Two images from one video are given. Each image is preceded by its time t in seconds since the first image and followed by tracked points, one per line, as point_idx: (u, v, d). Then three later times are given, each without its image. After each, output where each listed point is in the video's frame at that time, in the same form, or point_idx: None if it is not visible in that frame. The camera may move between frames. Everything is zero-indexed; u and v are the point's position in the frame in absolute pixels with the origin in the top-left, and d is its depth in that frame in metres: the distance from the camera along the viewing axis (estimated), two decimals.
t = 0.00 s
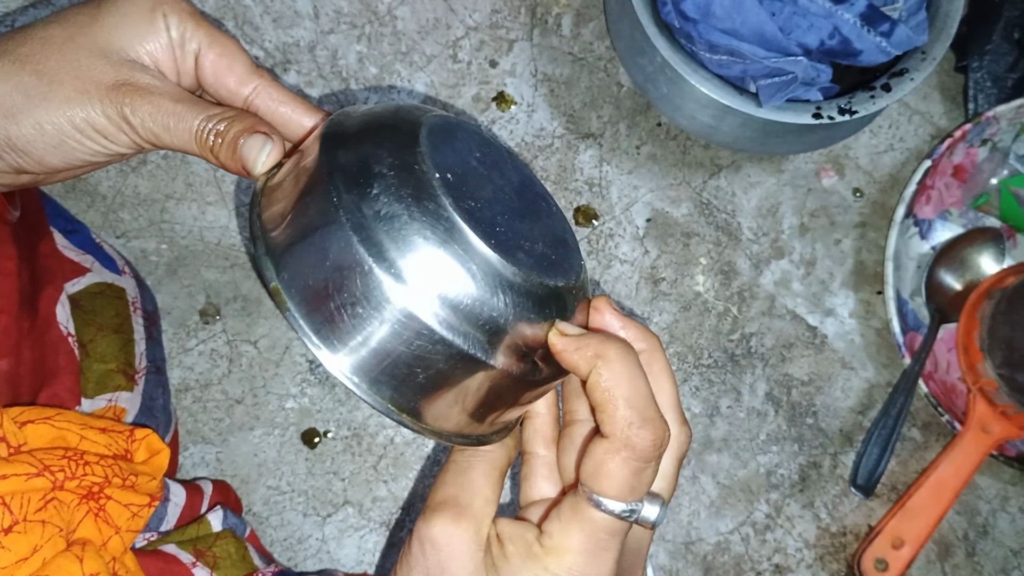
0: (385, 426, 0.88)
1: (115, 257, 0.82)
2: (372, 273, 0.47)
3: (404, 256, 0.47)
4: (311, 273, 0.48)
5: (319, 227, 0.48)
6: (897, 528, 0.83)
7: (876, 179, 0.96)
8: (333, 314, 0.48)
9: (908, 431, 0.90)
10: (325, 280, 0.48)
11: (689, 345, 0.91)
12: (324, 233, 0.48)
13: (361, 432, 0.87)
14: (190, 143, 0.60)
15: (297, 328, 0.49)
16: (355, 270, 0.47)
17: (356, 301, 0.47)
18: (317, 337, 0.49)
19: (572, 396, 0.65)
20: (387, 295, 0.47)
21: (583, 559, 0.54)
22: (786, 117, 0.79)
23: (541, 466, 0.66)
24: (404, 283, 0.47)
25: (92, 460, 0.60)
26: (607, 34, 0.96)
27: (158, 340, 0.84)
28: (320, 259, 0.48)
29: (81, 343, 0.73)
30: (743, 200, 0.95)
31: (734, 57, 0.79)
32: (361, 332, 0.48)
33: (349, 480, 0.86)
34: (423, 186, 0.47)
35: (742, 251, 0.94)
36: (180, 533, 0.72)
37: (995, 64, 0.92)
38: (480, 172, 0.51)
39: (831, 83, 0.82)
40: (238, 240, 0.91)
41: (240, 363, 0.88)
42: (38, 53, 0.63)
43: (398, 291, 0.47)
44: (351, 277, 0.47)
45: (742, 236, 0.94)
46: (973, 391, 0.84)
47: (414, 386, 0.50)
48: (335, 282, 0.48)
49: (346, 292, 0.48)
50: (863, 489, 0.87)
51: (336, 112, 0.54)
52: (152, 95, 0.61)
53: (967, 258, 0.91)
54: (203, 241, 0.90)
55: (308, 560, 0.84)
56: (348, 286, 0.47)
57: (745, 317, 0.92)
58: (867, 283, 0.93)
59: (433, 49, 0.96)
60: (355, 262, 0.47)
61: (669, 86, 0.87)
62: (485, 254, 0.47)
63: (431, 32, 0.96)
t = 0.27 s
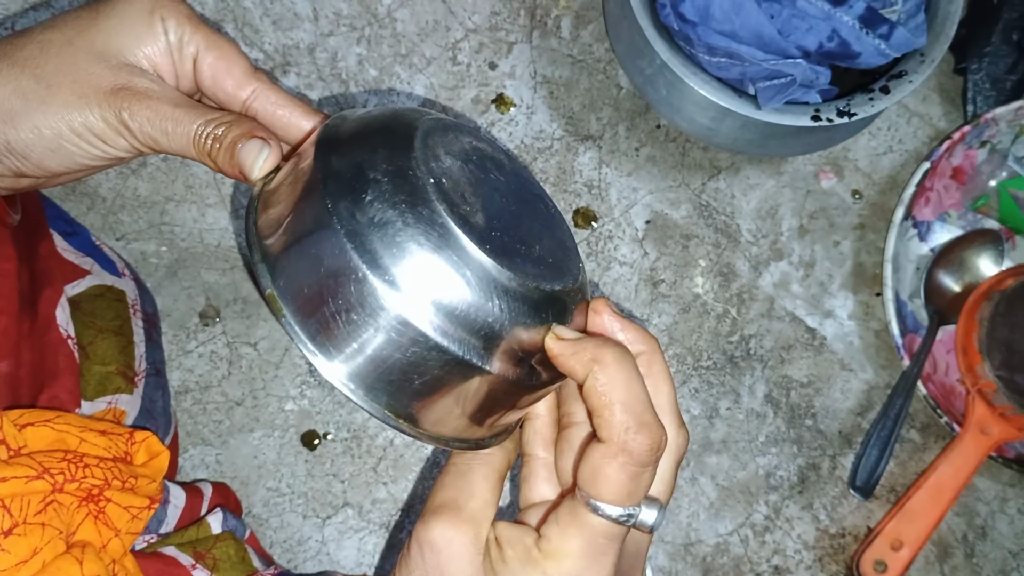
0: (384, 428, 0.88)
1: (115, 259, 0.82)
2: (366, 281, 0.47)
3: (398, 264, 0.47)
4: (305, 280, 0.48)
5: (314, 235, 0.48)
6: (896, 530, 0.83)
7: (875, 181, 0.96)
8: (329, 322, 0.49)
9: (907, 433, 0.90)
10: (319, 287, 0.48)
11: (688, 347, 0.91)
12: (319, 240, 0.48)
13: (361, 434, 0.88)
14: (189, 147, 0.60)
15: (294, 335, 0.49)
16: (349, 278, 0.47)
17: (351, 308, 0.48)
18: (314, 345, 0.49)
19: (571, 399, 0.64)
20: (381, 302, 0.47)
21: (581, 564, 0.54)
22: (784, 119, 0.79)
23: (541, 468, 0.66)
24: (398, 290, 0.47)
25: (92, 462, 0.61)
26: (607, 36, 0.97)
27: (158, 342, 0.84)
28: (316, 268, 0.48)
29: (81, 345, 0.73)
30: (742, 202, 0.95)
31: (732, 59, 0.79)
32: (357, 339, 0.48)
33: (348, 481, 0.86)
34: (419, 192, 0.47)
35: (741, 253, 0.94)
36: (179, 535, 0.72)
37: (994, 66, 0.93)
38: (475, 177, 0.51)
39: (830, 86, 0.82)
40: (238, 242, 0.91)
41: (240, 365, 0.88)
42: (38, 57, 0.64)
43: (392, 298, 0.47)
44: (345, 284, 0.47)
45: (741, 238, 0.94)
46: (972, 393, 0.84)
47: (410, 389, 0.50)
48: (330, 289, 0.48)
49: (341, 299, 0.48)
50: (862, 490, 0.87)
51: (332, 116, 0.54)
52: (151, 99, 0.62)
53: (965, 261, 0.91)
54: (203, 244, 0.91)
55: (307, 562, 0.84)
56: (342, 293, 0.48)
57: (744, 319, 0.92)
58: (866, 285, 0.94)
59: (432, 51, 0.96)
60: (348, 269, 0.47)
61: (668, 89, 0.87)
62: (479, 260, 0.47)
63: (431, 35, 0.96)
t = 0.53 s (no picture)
0: (387, 426, 0.88)
1: (117, 257, 0.82)
2: (367, 279, 0.47)
3: (400, 262, 0.47)
4: (306, 278, 0.48)
5: (315, 232, 0.48)
6: (899, 528, 0.83)
7: (877, 179, 0.96)
8: (329, 319, 0.49)
9: (909, 431, 0.90)
10: (321, 285, 0.48)
11: (690, 345, 0.91)
12: (320, 238, 0.48)
13: (363, 432, 0.88)
14: (190, 145, 0.60)
15: (295, 333, 0.49)
16: (350, 276, 0.47)
17: (352, 306, 0.47)
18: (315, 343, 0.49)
19: (574, 396, 0.64)
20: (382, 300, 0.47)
21: (586, 561, 0.54)
22: (787, 117, 0.79)
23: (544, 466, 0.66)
24: (398, 288, 0.47)
25: (94, 459, 0.60)
26: (609, 35, 0.97)
27: (160, 340, 0.84)
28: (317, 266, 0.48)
29: (83, 343, 0.73)
30: (744, 200, 0.95)
31: (735, 57, 0.79)
32: (358, 337, 0.48)
33: (350, 479, 0.86)
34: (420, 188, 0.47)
35: (743, 252, 0.94)
36: (182, 532, 0.72)
37: (996, 64, 0.93)
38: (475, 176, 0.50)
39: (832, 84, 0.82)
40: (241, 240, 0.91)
41: (242, 363, 0.88)
42: (39, 55, 0.63)
43: (393, 295, 0.47)
44: (346, 282, 0.47)
45: (743, 236, 0.94)
46: (974, 391, 0.84)
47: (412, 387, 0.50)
48: (331, 287, 0.48)
49: (343, 296, 0.48)
50: (864, 488, 0.87)
51: (334, 114, 0.54)
52: (152, 96, 0.61)
53: (968, 259, 0.91)
54: (205, 242, 0.91)
55: (309, 559, 0.84)
56: (343, 291, 0.47)
57: (746, 318, 0.92)
58: (868, 283, 0.94)
59: (434, 49, 0.96)
60: (349, 266, 0.47)
61: (670, 87, 0.87)
62: (482, 257, 0.47)
63: (433, 33, 0.96)
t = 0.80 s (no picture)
0: (388, 423, 0.88)
1: (118, 253, 0.81)
2: (370, 270, 0.47)
3: (403, 253, 0.46)
4: (308, 270, 0.48)
5: (317, 224, 0.47)
6: (900, 525, 0.83)
7: (879, 176, 0.96)
8: (329, 314, 0.48)
9: (911, 429, 0.90)
10: (322, 277, 0.48)
11: (691, 342, 0.91)
12: (322, 230, 0.47)
13: (364, 428, 0.87)
14: (190, 138, 0.60)
15: (297, 326, 0.49)
16: (352, 267, 0.47)
17: (354, 299, 0.47)
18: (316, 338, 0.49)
19: (576, 391, 0.64)
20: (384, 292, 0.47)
21: (588, 556, 0.54)
22: (789, 113, 0.78)
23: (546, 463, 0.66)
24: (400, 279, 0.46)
25: (94, 455, 0.60)
26: (611, 31, 0.96)
27: (161, 336, 0.84)
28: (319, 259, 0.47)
29: (83, 339, 0.73)
30: (745, 197, 0.95)
31: (737, 53, 0.79)
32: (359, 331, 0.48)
33: (351, 476, 0.86)
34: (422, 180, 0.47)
35: (744, 248, 0.94)
36: (183, 528, 0.72)
37: (998, 61, 0.92)
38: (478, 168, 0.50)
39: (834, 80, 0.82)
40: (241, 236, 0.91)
41: (242, 360, 0.88)
42: (38, 49, 0.63)
43: (395, 287, 0.47)
44: (349, 274, 0.47)
45: (745, 233, 0.94)
46: (976, 388, 0.84)
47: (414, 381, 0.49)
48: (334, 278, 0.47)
49: (347, 289, 0.47)
50: (866, 486, 0.87)
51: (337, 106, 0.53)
52: (151, 89, 0.61)
53: (971, 256, 0.91)
54: (205, 238, 0.90)
55: (310, 556, 0.84)
56: (345, 283, 0.47)
57: (748, 314, 0.92)
58: (870, 280, 0.93)
59: (435, 45, 0.96)
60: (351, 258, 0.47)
61: (672, 83, 0.87)
62: (484, 249, 0.47)
63: (434, 29, 0.96)
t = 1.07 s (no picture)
0: (390, 418, 0.87)
1: (120, 247, 0.81)
2: (404, 244, 0.48)
3: (438, 228, 0.48)
4: (337, 244, 0.48)
5: (348, 201, 0.48)
6: (904, 521, 0.83)
7: (883, 172, 0.96)
8: (356, 286, 0.48)
9: (914, 425, 0.90)
10: (353, 249, 0.48)
11: (694, 338, 0.90)
12: (355, 203, 0.48)
13: (366, 423, 0.87)
14: (209, 124, 0.60)
15: (325, 299, 0.48)
16: (387, 240, 0.48)
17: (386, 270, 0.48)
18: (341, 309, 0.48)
19: (580, 376, 0.64)
20: (420, 265, 0.48)
21: (606, 525, 0.53)
22: (793, 108, 0.78)
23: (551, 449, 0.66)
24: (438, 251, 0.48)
25: (102, 444, 0.60)
26: (614, 26, 0.96)
27: (163, 330, 0.84)
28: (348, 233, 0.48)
29: (85, 331, 0.73)
30: (749, 192, 0.94)
31: (741, 47, 0.79)
32: (388, 304, 0.48)
33: (353, 471, 0.86)
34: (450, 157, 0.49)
35: (747, 244, 0.93)
36: (186, 521, 0.71)
37: (1002, 56, 0.92)
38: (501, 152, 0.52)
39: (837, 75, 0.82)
40: (243, 230, 0.90)
41: (244, 354, 0.88)
42: (57, 37, 0.64)
43: (433, 261, 0.48)
44: (382, 247, 0.48)
45: (748, 228, 0.94)
46: (980, 385, 0.84)
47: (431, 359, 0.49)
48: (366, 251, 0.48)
49: (377, 260, 0.48)
50: (870, 481, 0.87)
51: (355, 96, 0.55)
52: (171, 78, 0.62)
53: (975, 252, 0.90)
54: (207, 232, 0.90)
55: (312, 551, 0.84)
56: (378, 257, 0.48)
57: (751, 310, 0.92)
58: (873, 275, 0.93)
59: (438, 39, 0.95)
60: (386, 232, 0.48)
61: (676, 77, 0.87)
62: (513, 227, 0.49)
63: (437, 23, 0.96)
